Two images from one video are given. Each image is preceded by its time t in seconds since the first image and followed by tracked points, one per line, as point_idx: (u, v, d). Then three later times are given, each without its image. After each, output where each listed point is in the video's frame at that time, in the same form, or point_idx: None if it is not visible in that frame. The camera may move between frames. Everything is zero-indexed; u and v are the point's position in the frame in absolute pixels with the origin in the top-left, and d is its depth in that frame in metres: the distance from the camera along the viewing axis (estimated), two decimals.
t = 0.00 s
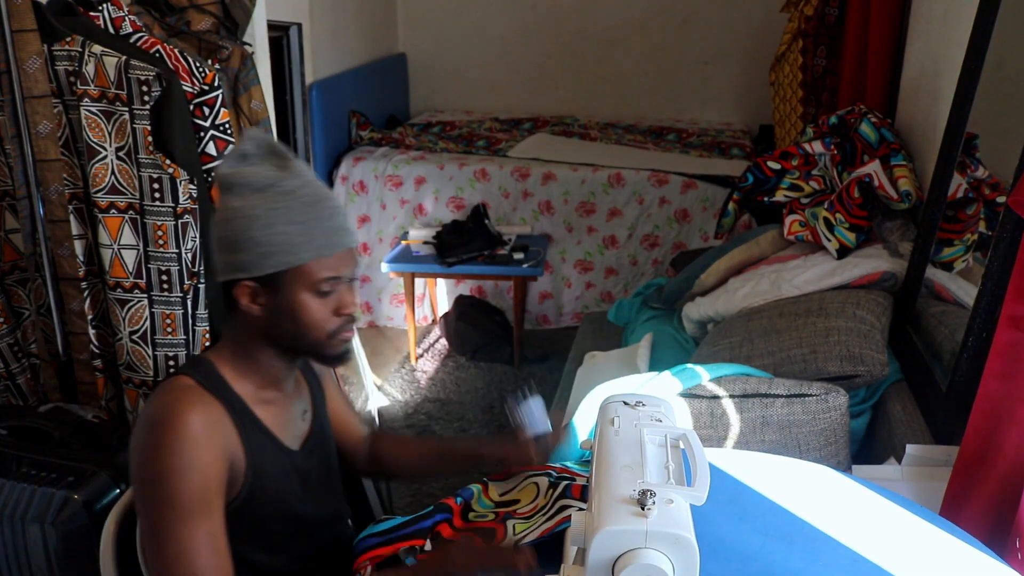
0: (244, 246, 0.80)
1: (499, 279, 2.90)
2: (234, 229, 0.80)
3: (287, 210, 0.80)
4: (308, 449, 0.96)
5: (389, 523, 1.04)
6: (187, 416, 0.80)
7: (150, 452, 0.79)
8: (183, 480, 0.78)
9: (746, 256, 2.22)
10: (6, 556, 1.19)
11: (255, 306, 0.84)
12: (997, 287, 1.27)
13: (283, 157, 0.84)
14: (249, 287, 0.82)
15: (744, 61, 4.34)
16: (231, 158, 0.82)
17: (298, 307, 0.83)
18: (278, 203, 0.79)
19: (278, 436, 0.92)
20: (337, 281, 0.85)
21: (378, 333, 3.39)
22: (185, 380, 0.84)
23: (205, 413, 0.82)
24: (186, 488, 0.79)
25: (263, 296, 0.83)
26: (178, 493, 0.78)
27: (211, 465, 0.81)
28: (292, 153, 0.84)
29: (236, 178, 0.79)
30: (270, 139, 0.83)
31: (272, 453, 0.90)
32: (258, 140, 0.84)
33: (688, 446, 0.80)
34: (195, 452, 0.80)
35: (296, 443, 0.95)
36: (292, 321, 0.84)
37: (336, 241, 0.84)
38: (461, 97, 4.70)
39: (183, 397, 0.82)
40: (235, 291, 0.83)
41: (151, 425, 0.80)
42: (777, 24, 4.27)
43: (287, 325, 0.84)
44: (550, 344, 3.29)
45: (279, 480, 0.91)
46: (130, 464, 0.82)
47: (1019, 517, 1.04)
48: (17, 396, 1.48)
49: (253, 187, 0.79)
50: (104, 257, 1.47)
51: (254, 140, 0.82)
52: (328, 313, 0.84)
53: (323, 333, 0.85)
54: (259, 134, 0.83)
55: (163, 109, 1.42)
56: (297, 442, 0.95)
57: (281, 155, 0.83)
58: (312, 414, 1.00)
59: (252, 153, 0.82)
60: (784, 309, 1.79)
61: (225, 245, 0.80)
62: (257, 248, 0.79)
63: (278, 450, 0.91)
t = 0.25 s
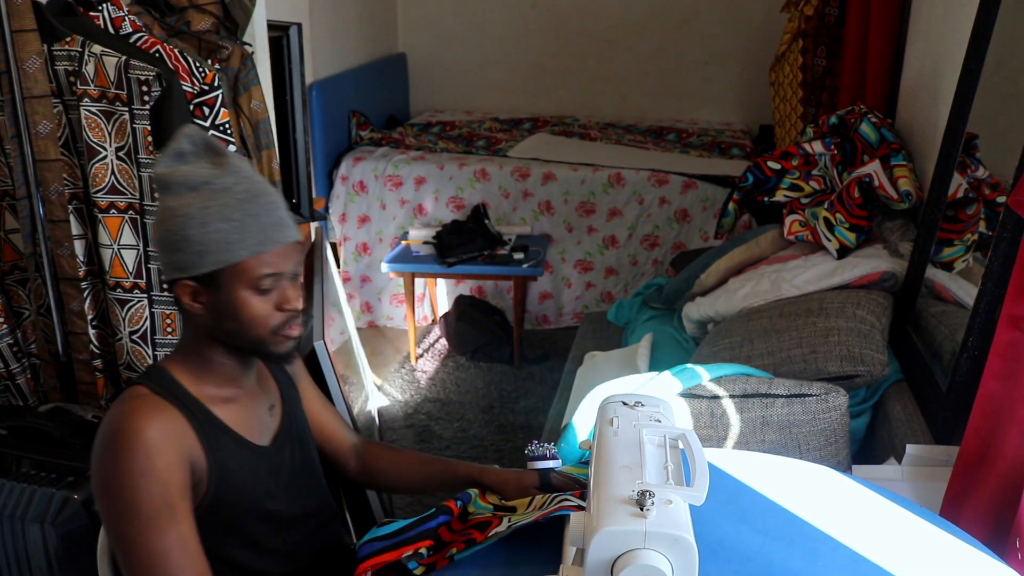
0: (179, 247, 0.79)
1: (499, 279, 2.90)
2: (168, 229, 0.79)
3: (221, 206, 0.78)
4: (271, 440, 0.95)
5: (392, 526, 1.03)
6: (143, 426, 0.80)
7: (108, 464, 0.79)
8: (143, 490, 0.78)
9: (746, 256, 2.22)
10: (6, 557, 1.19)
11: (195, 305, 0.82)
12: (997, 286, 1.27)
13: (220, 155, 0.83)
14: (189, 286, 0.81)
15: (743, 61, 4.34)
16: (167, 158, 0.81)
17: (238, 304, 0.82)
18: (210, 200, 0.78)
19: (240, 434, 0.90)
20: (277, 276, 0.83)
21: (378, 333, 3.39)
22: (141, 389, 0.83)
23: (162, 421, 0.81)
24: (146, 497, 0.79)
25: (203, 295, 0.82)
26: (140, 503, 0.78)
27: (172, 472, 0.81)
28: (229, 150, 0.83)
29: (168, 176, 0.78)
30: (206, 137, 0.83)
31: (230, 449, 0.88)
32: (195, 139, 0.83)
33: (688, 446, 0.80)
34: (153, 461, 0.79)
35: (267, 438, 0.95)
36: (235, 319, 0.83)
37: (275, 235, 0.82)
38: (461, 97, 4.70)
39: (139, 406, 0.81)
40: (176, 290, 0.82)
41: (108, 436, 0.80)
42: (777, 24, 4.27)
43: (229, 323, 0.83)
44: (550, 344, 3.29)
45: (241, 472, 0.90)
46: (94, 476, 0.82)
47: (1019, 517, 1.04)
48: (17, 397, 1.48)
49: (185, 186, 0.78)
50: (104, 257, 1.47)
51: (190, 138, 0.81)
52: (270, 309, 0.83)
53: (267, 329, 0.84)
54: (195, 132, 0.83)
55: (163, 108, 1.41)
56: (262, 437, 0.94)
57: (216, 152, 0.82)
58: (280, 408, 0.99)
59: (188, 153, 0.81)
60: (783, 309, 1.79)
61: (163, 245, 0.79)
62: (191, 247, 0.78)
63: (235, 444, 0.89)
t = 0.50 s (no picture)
0: (141, 248, 0.84)
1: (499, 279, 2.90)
2: (130, 232, 0.84)
3: (173, 201, 0.83)
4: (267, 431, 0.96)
5: (393, 526, 1.04)
6: (134, 428, 0.81)
7: (101, 466, 0.80)
8: (134, 490, 0.79)
9: (746, 256, 2.22)
10: (5, 557, 1.19)
11: (168, 304, 0.87)
12: (997, 286, 1.27)
13: (167, 152, 0.87)
14: (159, 286, 0.86)
15: (743, 61, 4.34)
16: (120, 163, 0.86)
17: (210, 295, 0.86)
18: (162, 196, 0.83)
19: (234, 432, 0.91)
20: (240, 262, 0.88)
21: (378, 333, 3.38)
22: (132, 393, 0.85)
23: (153, 423, 0.83)
24: (139, 498, 0.80)
25: (173, 293, 0.86)
26: (132, 504, 0.79)
27: (164, 473, 0.82)
28: (174, 146, 0.87)
29: (119, 181, 0.84)
30: (152, 137, 0.87)
31: (222, 448, 0.89)
32: (141, 140, 0.87)
33: (689, 446, 0.80)
34: (145, 461, 0.80)
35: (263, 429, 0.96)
36: (207, 310, 0.87)
37: (234, 222, 0.87)
38: (461, 97, 4.70)
39: (130, 410, 0.83)
40: (146, 290, 0.87)
41: (100, 440, 0.81)
42: (778, 24, 4.27)
43: (202, 317, 0.87)
44: (550, 344, 3.29)
45: (232, 471, 0.90)
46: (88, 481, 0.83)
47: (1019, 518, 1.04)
48: (17, 397, 1.48)
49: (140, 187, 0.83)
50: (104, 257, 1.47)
51: (136, 139, 0.86)
52: (242, 297, 0.88)
53: (240, 317, 0.88)
54: (139, 134, 0.87)
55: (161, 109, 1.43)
56: (257, 431, 0.95)
57: (164, 149, 0.87)
58: (274, 401, 1.00)
59: (135, 154, 0.86)
60: (783, 309, 1.79)
61: (126, 248, 0.85)
62: (153, 246, 0.83)
63: (229, 441, 0.90)
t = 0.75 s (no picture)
0: (155, 248, 0.82)
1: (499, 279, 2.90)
2: (142, 232, 0.81)
3: (189, 203, 0.81)
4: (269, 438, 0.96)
5: (393, 526, 1.03)
6: (130, 426, 0.82)
7: (99, 464, 0.81)
8: (129, 487, 0.79)
9: (746, 256, 2.22)
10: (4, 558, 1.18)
11: (181, 304, 0.86)
12: (998, 286, 1.27)
13: (181, 151, 0.85)
14: (172, 287, 0.84)
15: (744, 60, 4.34)
16: (131, 162, 0.83)
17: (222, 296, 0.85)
18: (178, 198, 0.81)
19: (234, 434, 0.91)
20: (257, 264, 0.86)
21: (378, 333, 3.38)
22: (128, 392, 0.86)
23: (149, 420, 0.83)
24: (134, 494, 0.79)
25: (187, 294, 0.85)
26: (126, 501, 0.79)
27: (158, 468, 0.81)
28: (188, 144, 0.84)
29: (132, 182, 0.81)
30: (166, 133, 0.84)
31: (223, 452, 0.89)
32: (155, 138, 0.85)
33: (688, 446, 0.80)
34: (139, 457, 0.80)
35: (264, 433, 0.95)
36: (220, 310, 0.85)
37: (249, 223, 0.85)
38: (461, 97, 4.70)
39: (126, 408, 0.83)
40: (158, 292, 0.85)
41: (97, 439, 0.82)
42: (777, 24, 4.26)
43: (216, 317, 0.86)
44: (550, 344, 3.28)
45: (232, 474, 0.89)
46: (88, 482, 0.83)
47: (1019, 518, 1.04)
48: (17, 397, 1.47)
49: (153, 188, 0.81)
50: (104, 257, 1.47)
51: (150, 137, 0.83)
52: (256, 299, 0.87)
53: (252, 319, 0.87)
54: (152, 132, 0.84)
55: (163, 110, 1.43)
56: (257, 437, 0.94)
57: (178, 148, 0.84)
58: (277, 406, 0.99)
59: (148, 153, 0.84)
60: (784, 309, 1.79)
61: (139, 248, 0.83)
62: (167, 247, 0.81)
63: (227, 446, 0.89)
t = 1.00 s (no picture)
0: (186, 243, 0.82)
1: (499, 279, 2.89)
2: (174, 227, 0.82)
3: (222, 196, 0.82)
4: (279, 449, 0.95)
5: (392, 526, 1.03)
6: (135, 426, 0.82)
7: (104, 466, 0.81)
8: (136, 489, 0.79)
9: (746, 256, 2.22)
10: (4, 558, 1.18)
11: (209, 301, 0.86)
12: (999, 287, 1.27)
13: (210, 150, 0.86)
14: (201, 283, 0.84)
15: (744, 60, 4.34)
16: (161, 160, 0.84)
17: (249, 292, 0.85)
18: (210, 192, 0.81)
19: (243, 443, 0.91)
20: (286, 261, 0.86)
21: (377, 333, 3.37)
22: (134, 392, 0.86)
23: (153, 421, 0.83)
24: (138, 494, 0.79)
25: (215, 290, 0.85)
26: (132, 501, 0.79)
27: (162, 469, 0.81)
28: (218, 143, 0.86)
29: (162, 176, 0.82)
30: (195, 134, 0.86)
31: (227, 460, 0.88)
32: (183, 138, 0.87)
33: (689, 447, 0.80)
34: (144, 458, 0.80)
35: (274, 444, 0.94)
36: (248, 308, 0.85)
37: (278, 220, 0.85)
38: (461, 97, 4.70)
39: (131, 408, 0.83)
40: (187, 289, 0.85)
41: (103, 440, 0.82)
42: (778, 23, 4.26)
43: (243, 315, 0.86)
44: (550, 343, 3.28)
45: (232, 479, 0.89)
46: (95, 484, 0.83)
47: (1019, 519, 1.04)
48: (16, 397, 1.47)
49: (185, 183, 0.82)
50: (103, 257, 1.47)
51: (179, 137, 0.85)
52: (284, 297, 0.86)
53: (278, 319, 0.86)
54: (181, 131, 0.86)
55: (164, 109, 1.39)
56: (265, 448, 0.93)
57: (207, 147, 0.86)
58: (293, 415, 0.98)
59: (177, 151, 0.85)
60: (784, 309, 1.78)
61: (167, 244, 0.83)
62: (199, 241, 0.82)
63: (231, 453, 0.89)
